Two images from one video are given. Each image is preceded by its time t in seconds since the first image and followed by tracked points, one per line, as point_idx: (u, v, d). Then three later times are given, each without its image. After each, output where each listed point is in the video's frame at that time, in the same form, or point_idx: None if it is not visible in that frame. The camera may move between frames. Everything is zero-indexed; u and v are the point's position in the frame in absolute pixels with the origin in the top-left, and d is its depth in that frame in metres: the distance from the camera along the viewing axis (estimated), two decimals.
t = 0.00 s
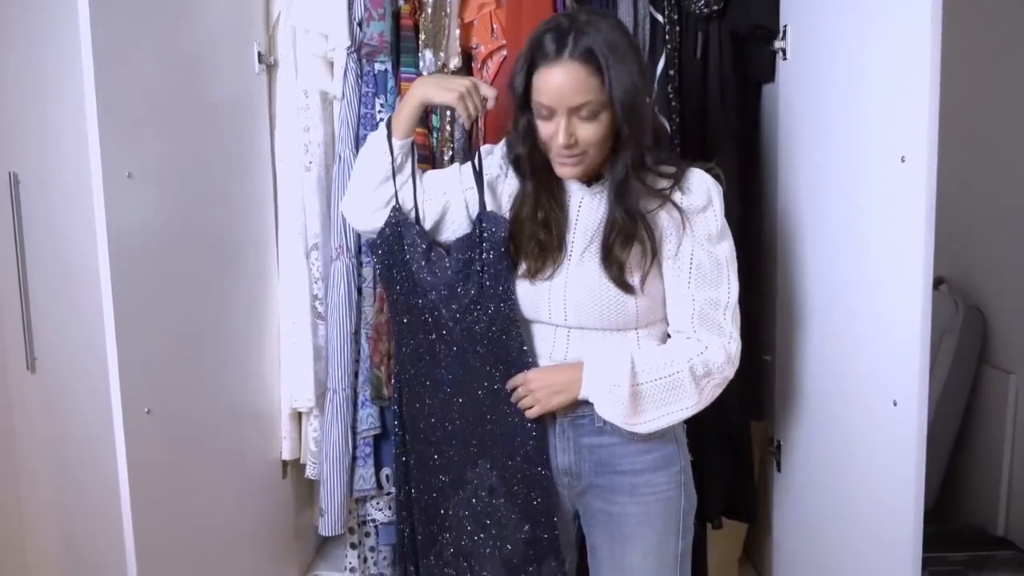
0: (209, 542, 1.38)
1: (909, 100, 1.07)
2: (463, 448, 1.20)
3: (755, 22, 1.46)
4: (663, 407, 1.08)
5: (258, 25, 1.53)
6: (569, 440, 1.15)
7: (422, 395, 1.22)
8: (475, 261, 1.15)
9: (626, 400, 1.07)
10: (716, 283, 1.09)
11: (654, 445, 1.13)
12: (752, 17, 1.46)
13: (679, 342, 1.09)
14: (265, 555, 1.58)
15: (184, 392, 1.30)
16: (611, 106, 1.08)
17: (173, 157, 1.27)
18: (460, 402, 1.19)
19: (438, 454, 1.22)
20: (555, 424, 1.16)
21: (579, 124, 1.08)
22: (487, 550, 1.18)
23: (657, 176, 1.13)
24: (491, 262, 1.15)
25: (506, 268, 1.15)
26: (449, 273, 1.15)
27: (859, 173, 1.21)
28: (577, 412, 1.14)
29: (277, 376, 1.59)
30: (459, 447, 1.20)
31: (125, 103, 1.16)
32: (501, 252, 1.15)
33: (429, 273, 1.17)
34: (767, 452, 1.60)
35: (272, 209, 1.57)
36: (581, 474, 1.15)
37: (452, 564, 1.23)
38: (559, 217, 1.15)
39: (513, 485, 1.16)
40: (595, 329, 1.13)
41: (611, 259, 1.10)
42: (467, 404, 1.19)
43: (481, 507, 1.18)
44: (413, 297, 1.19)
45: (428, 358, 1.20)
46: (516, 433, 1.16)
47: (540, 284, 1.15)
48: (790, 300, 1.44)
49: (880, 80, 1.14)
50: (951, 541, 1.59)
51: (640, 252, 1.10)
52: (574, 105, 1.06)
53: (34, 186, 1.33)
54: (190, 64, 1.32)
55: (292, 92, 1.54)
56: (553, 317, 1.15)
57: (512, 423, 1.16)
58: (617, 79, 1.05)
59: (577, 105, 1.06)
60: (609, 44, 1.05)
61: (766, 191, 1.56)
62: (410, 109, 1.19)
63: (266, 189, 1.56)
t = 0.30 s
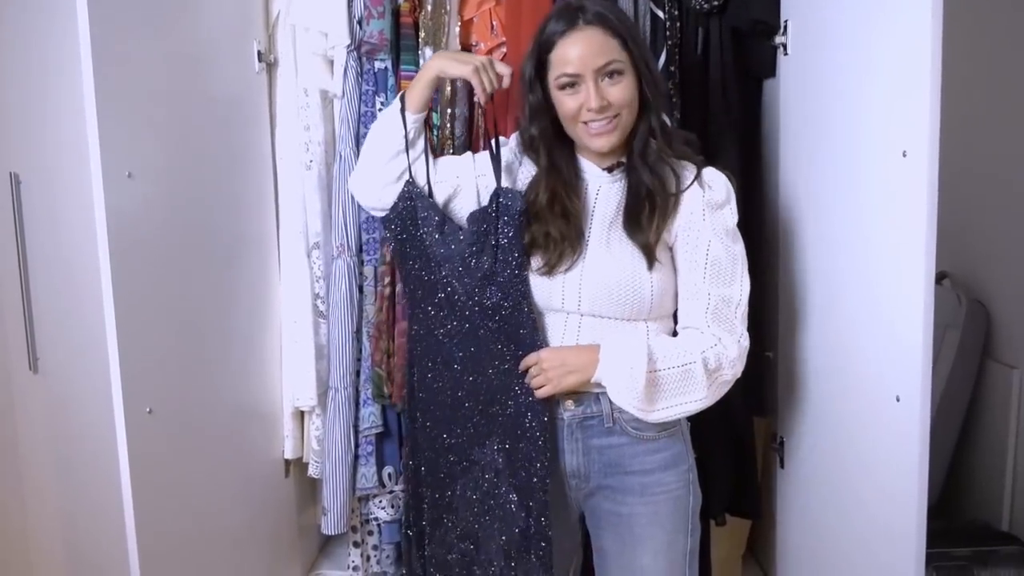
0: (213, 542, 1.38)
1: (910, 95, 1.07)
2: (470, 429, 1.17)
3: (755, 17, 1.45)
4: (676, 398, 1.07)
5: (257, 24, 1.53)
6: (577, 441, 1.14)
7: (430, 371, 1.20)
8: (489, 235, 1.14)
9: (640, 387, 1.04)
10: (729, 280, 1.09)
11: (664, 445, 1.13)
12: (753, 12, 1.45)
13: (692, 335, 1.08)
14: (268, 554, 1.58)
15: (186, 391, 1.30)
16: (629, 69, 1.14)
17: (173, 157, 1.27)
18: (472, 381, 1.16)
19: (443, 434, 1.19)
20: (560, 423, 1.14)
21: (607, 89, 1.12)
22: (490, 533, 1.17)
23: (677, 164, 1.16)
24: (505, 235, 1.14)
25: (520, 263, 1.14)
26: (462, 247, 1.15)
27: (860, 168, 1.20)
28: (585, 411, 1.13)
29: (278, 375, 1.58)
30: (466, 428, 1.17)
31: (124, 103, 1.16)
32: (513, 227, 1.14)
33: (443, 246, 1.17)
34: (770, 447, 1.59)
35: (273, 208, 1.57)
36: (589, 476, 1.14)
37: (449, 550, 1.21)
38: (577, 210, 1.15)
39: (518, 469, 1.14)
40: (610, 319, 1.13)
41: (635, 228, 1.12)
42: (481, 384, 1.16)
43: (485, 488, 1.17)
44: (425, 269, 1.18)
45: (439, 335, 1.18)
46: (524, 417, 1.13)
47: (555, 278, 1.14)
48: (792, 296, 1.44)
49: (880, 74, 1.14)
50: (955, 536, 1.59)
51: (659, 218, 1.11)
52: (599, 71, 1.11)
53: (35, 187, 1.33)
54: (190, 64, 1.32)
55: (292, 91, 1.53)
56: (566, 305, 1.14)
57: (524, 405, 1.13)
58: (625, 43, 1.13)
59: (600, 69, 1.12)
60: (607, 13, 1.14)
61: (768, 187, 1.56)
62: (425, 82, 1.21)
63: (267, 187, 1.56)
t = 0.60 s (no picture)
0: (215, 544, 1.38)
1: (911, 92, 1.06)
2: (478, 429, 1.16)
3: (755, 15, 1.45)
4: (685, 400, 1.07)
5: (256, 26, 1.53)
6: (586, 442, 1.13)
7: (437, 371, 1.19)
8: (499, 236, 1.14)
9: (650, 388, 1.04)
10: (737, 282, 1.10)
11: (671, 445, 1.13)
12: (753, 10, 1.45)
13: (700, 337, 1.08)
14: (271, 556, 1.58)
15: (188, 393, 1.30)
16: (643, 74, 1.13)
17: (172, 159, 1.27)
18: (480, 381, 1.16)
19: (450, 436, 1.18)
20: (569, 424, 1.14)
21: (621, 95, 1.12)
22: (500, 533, 1.16)
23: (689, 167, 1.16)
24: (514, 233, 1.14)
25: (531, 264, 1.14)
26: (470, 247, 1.14)
27: (861, 167, 1.20)
28: (593, 412, 1.12)
29: (280, 377, 1.58)
30: (473, 429, 1.16)
31: (124, 105, 1.16)
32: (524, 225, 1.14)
33: (449, 243, 1.15)
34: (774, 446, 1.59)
35: (274, 210, 1.57)
36: (597, 477, 1.14)
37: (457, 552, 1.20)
38: (589, 207, 1.14)
39: (528, 470, 1.13)
40: (619, 317, 1.12)
41: (648, 227, 1.12)
42: (488, 385, 1.15)
43: (494, 488, 1.16)
44: (432, 269, 1.17)
45: (447, 335, 1.17)
46: (532, 416, 1.13)
47: (565, 274, 1.13)
48: (794, 294, 1.43)
49: (881, 72, 1.13)
50: (959, 534, 1.58)
51: (672, 219, 1.11)
52: (613, 77, 1.11)
53: (35, 190, 1.33)
54: (189, 65, 1.31)
55: (292, 93, 1.53)
56: (575, 302, 1.13)
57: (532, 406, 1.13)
58: (640, 48, 1.12)
59: (615, 75, 1.11)
60: (624, 17, 1.12)
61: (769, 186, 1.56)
62: (436, 78, 1.21)
63: (267, 189, 1.55)
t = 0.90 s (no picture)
0: (226, 540, 1.38)
1: (923, 84, 1.05)
2: (486, 423, 1.16)
3: (763, 7, 1.46)
4: (694, 398, 1.06)
5: (263, 22, 1.53)
6: (594, 437, 1.13)
7: (446, 364, 1.19)
8: (510, 223, 1.13)
9: (659, 387, 1.04)
10: (749, 278, 1.09)
11: (681, 440, 1.12)
12: (760, 2, 1.46)
13: (710, 334, 1.07)
14: (282, 552, 1.58)
15: (198, 391, 1.30)
16: (655, 65, 1.13)
17: (179, 156, 1.27)
18: (488, 373, 1.15)
19: (459, 430, 1.18)
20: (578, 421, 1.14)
21: (631, 86, 1.11)
22: (510, 527, 1.16)
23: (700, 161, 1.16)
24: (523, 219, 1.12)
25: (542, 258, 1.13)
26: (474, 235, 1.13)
27: (873, 159, 1.19)
28: (602, 407, 1.12)
29: (290, 373, 1.59)
30: (484, 417, 1.16)
31: (131, 103, 1.16)
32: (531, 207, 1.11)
33: (454, 233, 1.15)
34: (784, 441, 1.59)
35: (282, 206, 1.57)
36: (606, 473, 1.14)
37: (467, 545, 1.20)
38: (598, 199, 1.14)
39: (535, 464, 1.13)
40: (630, 313, 1.12)
41: (657, 222, 1.11)
42: (497, 376, 1.14)
43: (502, 483, 1.16)
44: (440, 260, 1.17)
45: (454, 326, 1.17)
46: (542, 406, 1.11)
47: (575, 268, 1.14)
48: (805, 288, 1.43)
49: (892, 63, 1.13)
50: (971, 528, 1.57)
51: (682, 214, 1.11)
52: (624, 67, 1.11)
53: (43, 187, 1.33)
54: (195, 63, 1.31)
55: (300, 89, 1.53)
56: (585, 297, 1.13)
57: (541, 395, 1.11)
58: (652, 38, 1.11)
59: (626, 65, 1.11)
60: (636, 6, 1.12)
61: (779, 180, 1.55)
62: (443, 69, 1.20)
63: (274, 186, 1.55)
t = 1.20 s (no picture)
0: (226, 536, 1.38)
1: (925, 80, 1.05)
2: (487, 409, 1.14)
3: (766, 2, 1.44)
4: (685, 402, 1.05)
5: (264, 16, 1.52)
6: (592, 434, 1.13)
7: (452, 354, 1.17)
8: (506, 189, 1.11)
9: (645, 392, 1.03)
10: (748, 276, 1.08)
11: (680, 437, 1.12)
12: None
13: (706, 330, 1.06)
14: (282, 549, 1.58)
15: (198, 386, 1.30)
16: (658, 57, 1.12)
17: (180, 152, 1.26)
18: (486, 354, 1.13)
19: (467, 418, 1.17)
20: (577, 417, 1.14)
21: (632, 75, 1.11)
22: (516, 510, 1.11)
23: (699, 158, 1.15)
24: (518, 181, 1.11)
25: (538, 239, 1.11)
26: (470, 208, 1.12)
27: (875, 156, 1.19)
28: (601, 405, 1.12)
29: (290, 369, 1.59)
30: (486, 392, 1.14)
31: (131, 98, 1.15)
32: (527, 167, 1.10)
33: (448, 212, 1.14)
34: (785, 438, 1.58)
35: (283, 202, 1.57)
36: (604, 469, 1.14)
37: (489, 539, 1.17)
38: (596, 190, 1.14)
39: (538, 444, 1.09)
40: (628, 308, 1.11)
41: (655, 217, 1.11)
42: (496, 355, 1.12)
43: (506, 471, 1.12)
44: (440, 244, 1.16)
45: (454, 313, 1.16)
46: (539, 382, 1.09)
47: (574, 260, 1.13)
48: (806, 284, 1.42)
49: (894, 59, 1.12)
50: (973, 525, 1.57)
51: (681, 209, 1.11)
52: (625, 55, 1.10)
53: (44, 182, 1.33)
54: (196, 57, 1.31)
55: (301, 84, 1.53)
56: (583, 292, 1.12)
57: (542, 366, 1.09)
58: (656, 30, 1.11)
59: (627, 54, 1.10)
60: None
61: (780, 176, 1.55)
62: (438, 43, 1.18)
63: (276, 181, 1.55)
